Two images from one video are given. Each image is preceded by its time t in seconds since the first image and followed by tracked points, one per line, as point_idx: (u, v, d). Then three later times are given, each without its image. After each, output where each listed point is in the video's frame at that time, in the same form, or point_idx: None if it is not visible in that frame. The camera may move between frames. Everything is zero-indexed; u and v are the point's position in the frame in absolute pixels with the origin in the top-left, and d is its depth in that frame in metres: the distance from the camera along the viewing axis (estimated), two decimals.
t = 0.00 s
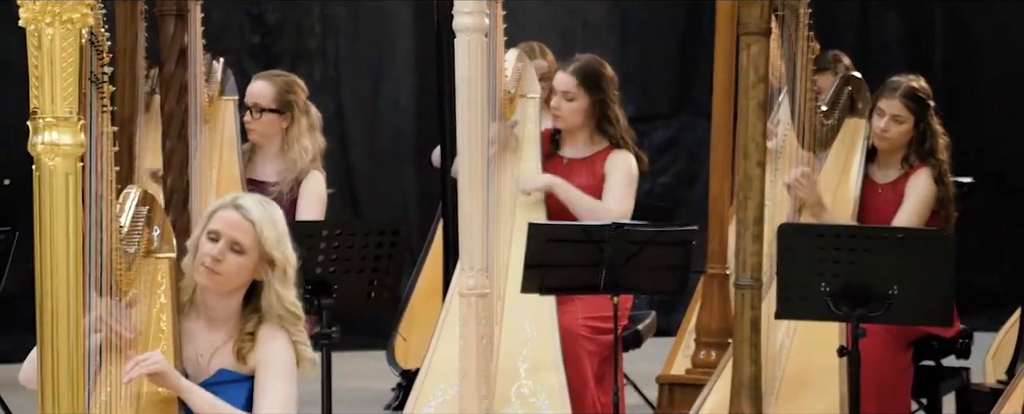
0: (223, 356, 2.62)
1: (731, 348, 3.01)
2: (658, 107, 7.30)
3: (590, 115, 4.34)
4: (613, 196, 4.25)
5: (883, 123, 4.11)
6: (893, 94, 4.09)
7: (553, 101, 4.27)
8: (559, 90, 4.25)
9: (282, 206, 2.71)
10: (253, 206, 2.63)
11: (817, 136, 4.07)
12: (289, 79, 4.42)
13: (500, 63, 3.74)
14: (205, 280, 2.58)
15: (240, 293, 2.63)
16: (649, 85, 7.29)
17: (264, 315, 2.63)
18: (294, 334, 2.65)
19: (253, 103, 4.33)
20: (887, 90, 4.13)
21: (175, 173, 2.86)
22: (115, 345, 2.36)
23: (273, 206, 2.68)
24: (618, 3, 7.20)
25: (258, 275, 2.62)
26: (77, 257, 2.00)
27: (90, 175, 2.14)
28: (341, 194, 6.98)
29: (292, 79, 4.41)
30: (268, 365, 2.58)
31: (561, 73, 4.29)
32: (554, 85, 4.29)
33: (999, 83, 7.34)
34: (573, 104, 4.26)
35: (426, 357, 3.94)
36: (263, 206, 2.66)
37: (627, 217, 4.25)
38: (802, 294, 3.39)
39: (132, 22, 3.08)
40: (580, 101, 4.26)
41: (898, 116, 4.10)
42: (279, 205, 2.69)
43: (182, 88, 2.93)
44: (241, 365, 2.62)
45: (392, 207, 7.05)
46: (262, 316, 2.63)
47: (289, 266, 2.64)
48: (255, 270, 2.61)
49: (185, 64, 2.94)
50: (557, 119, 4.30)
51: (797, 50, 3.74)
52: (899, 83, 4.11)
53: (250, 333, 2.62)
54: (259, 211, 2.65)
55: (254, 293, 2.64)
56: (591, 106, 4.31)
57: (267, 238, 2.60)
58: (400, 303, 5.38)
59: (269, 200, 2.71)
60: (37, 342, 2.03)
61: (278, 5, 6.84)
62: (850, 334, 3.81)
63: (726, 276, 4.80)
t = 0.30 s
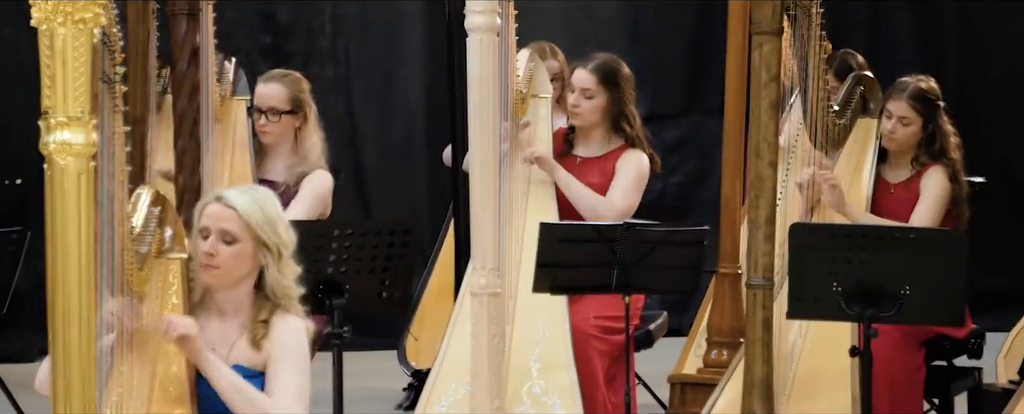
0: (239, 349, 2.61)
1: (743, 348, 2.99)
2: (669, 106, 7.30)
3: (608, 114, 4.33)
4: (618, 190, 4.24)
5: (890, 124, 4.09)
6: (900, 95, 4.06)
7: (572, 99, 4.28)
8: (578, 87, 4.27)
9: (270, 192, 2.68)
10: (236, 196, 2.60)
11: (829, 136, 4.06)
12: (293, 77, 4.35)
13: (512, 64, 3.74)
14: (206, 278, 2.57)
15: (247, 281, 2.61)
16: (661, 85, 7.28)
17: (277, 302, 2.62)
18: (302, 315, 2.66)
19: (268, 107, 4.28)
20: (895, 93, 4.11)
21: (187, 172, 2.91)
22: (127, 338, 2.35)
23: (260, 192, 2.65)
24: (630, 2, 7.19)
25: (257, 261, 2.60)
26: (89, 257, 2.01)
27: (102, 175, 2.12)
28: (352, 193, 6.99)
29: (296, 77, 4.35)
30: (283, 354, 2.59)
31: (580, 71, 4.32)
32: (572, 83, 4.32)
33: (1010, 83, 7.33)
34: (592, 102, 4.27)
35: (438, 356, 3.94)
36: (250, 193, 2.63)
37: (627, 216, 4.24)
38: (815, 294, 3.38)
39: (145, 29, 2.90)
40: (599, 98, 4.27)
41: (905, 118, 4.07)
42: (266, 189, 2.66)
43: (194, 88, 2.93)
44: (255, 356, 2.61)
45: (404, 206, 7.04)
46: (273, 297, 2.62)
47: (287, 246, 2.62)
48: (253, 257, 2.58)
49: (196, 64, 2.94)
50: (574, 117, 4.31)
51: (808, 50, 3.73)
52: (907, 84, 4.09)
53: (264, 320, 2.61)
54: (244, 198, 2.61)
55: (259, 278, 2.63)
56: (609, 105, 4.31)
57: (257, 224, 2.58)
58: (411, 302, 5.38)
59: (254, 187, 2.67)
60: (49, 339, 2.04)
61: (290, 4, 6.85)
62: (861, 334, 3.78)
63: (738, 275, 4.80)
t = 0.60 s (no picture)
0: (250, 350, 2.55)
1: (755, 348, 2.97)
2: (681, 105, 7.29)
3: (624, 112, 4.32)
4: (631, 187, 4.22)
5: (902, 123, 4.07)
6: (911, 93, 4.05)
7: (593, 95, 4.24)
8: (600, 83, 4.22)
9: (274, 191, 2.60)
10: (239, 198, 2.52)
11: (841, 135, 4.07)
12: (298, 75, 4.31)
13: (523, 64, 3.73)
14: (212, 282, 2.51)
15: (254, 283, 2.55)
16: (673, 84, 7.27)
17: (287, 304, 2.56)
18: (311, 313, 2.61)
19: (276, 106, 4.23)
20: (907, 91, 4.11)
21: (200, 173, 2.81)
22: (140, 341, 2.30)
23: (264, 191, 2.58)
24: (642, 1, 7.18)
25: (262, 262, 2.54)
26: (101, 258, 1.99)
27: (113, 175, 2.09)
28: (364, 192, 6.99)
29: (300, 75, 4.31)
30: (295, 356, 2.52)
31: (599, 66, 4.26)
32: (591, 78, 4.26)
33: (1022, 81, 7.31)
34: (614, 98, 4.23)
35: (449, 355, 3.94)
36: (253, 193, 2.55)
37: (639, 215, 4.22)
38: (827, 294, 3.37)
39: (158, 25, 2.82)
40: (621, 95, 4.24)
41: (917, 116, 4.05)
42: (270, 189, 2.58)
43: (206, 88, 2.90)
44: (267, 359, 2.55)
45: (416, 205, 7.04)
46: (281, 298, 2.56)
47: (292, 246, 2.56)
48: (257, 258, 2.52)
49: (209, 63, 2.92)
50: (594, 113, 4.26)
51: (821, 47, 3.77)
52: (917, 82, 4.08)
53: (274, 322, 2.55)
54: (248, 199, 2.54)
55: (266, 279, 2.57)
56: (626, 103, 4.30)
57: (260, 225, 2.51)
58: (423, 300, 5.38)
59: (257, 186, 2.60)
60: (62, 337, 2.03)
61: (301, 3, 6.85)
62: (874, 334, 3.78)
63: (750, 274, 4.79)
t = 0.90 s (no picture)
0: (263, 348, 2.57)
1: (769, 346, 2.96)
2: (695, 104, 7.28)
3: (637, 113, 4.32)
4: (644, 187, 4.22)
5: (910, 125, 4.04)
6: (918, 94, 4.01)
7: (604, 98, 4.23)
8: (611, 87, 4.22)
9: (297, 196, 2.57)
10: (262, 204, 2.49)
11: (857, 132, 4.05)
12: (309, 74, 4.32)
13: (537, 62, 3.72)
14: (228, 284, 2.50)
15: (269, 287, 2.56)
16: (687, 82, 7.26)
17: (300, 307, 2.57)
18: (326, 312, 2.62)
19: (290, 105, 4.24)
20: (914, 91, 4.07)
21: (213, 170, 2.88)
22: (155, 343, 2.27)
23: (288, 198, 2.54)
24: None
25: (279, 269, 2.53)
26: (114, 258, 1.98)
27: (128, 172, 2.08)
28: (378, 191, 7.00)
29: (312, 74, 4.32)
30: (312, 351, 2.54)
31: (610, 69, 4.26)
32: (602, 81, 4.26)
33: None
34: (625, 101, 4.24)
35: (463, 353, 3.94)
36: (276, 200, 2.52)
37: (654, 213, 4.21)
38: (841, 292, 3.37)
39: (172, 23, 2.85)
40: (632, 99, 4.24)
41: (924, 117, 4.02)
42: (293, 194, 2.55)
43: (220, 86, 2.91)
44: (280, 356, 2.57)
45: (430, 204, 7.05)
46: (296, 301, 2.56)
47: (310, 256, 2.54)
48: (275, 266, 2.51)
49: (223, 62, 2.92)
50: (605, 116, 4.26)
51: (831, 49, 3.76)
52: (924, 83, 4.04)
53: (286, 320, 2.57)
54: (271, 206, 2.51)
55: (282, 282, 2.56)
56: (638, 105, 4.29)
57: (280, 235, 2.49)
58: (438, 299, 5.39)
59: (281, 189, 2.56)
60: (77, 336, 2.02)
61: (316, 2, 6.85)
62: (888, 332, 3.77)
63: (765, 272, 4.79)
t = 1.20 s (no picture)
0: (279, 357, 2.58)
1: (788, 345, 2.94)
2: (715, 102, 7.26)
3: (654, 112, 4.28)
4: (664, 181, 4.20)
5: (932, 119, 4.01)
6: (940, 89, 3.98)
7: (620, 100, 4.20)
8: (627, 89, 4.18)
9: (325, 211, 2.54)
10: (289, 218, 2.46)
11: (875, 131, 4.01)
12: (331, 72, 4.32)
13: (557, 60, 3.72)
14: (249, 293, 2.49)
15: (290, 298, 2.54)
16: (707, 79, 7.23)
17: (320, 325, 2.55)
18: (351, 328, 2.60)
19: (311, 103, 4.24)
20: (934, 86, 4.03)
21: (233, 168, 2.88)
22: (175, 343, 2.26)
23: (315, 213, 2.51)
24: None
25: (301, 282, 2.51)
26: (135, 259, 1.96)
27: (148, 171, 2.07)
28: (399, 188, 7.00)
29: (333, 72, 4.33)
30: (326, 366, 2.54)
31: (624, 71, 4.22)
32: (617, 83, 4.22)
33: None
34: (641, 103, 4.21)
35: (483, 350, 3.94)
36: (303, 214, 2.49)
37: (675, 209, 4.19)
38: (862, 291, 3.34)
39: (193, 22, 2.77)
40: (648, 100, 4.21)
41: (946, 111, 3.99)
42: (322, 209, 2.52)
43: (241, 84, 2.91)
44: (298, 367, 2.58)
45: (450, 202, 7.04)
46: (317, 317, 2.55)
47: (334, 275, 2.51)
48: (296, 280, 2.50)
49: (244, 61, 2.92)
50: (620, 118, 4.23)
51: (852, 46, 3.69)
52: (944, 77, 4.01)
53: (306, 337, 2.56)
54: (298, 220, 2.48)
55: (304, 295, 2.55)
56: (656, 106, 4.26)
57: (304, 252, 2.47)
58: (458, 296, 5.39)
59: (309, 201, 2.53)
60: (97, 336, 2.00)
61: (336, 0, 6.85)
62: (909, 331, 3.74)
63: (786, 269, 4.78)
